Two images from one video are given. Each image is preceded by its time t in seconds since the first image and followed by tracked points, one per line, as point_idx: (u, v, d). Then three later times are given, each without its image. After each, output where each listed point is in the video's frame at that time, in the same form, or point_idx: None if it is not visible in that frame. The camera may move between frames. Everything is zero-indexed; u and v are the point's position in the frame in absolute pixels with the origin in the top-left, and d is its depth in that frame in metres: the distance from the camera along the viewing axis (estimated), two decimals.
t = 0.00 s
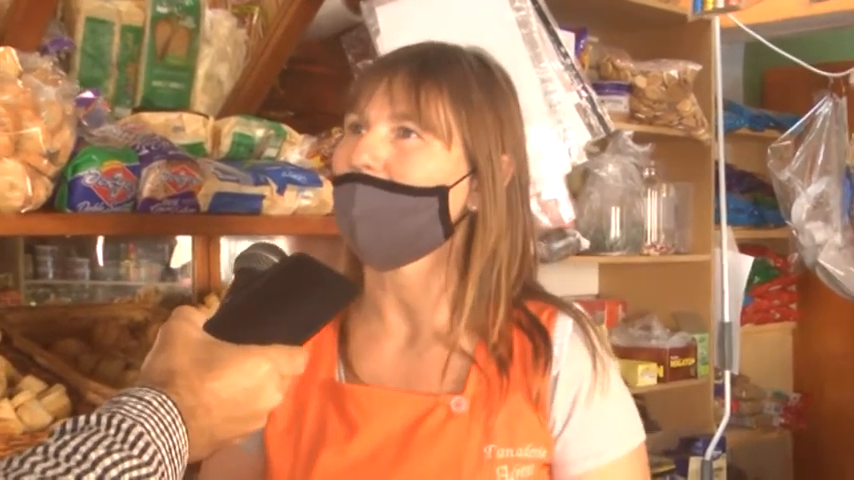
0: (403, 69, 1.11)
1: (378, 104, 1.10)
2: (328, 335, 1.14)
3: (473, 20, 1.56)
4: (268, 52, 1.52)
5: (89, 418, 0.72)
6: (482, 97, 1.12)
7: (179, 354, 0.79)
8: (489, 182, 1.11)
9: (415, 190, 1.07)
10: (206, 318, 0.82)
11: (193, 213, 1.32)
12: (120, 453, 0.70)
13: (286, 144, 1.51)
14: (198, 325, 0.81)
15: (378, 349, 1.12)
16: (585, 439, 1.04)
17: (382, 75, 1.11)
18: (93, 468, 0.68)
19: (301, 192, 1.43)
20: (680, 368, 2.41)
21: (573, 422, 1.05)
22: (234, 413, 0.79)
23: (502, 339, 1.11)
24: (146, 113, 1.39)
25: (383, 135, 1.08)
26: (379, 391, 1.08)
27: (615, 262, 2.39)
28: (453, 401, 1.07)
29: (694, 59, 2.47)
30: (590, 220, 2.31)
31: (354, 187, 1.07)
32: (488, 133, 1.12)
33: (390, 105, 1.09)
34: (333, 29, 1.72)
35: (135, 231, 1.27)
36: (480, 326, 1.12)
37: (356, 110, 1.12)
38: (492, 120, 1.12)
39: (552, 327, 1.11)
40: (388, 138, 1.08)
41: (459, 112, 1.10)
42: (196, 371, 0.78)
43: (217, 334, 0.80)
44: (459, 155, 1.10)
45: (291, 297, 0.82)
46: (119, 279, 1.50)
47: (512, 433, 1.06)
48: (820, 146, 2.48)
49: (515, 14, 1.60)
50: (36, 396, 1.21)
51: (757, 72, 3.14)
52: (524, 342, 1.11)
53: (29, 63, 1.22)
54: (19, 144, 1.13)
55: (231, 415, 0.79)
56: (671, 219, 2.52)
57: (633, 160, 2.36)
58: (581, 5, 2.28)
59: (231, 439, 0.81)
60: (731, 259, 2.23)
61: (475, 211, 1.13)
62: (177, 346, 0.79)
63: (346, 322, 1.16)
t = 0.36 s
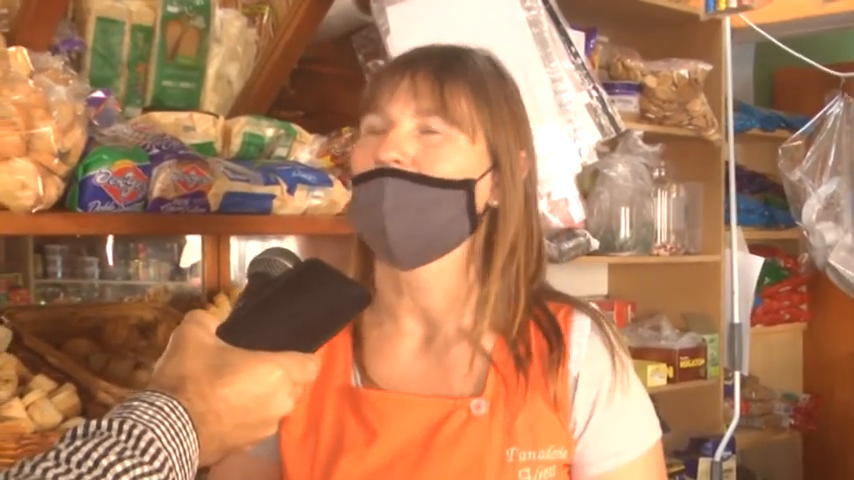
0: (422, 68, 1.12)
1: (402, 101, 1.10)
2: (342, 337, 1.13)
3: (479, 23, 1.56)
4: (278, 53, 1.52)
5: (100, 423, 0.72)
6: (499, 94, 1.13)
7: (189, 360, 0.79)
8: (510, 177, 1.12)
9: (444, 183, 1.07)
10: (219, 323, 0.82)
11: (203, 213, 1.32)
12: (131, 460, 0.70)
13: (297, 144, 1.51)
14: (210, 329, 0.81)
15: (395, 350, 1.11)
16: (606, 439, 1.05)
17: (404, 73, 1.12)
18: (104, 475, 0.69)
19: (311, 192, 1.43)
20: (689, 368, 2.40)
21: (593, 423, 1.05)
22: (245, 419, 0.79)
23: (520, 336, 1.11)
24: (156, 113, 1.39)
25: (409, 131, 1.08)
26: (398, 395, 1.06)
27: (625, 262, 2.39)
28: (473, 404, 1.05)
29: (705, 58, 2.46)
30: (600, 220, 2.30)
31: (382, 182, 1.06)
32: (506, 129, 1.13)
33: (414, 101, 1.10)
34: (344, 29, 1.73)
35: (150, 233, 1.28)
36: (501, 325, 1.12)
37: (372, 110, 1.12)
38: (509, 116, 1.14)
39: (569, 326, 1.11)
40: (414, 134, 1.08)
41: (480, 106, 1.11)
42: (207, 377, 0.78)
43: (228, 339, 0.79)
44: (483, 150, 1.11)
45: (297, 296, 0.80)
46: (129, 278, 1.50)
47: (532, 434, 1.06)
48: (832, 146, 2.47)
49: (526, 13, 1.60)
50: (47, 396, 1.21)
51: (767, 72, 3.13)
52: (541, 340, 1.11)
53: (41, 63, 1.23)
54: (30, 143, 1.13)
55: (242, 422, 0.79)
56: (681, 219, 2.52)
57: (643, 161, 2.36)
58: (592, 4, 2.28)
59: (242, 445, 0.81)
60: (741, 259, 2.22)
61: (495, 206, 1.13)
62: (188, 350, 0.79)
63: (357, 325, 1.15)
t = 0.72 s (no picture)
0: (440, 65, 1.11)
1: (437, 96, 1.09)
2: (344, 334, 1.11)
3: (478, 22, 1.55)
4: (281, 50, 1.53)
5: (105, 421, 0.68)
6: (522, 99, 1.13)
7: (195, 360, 0.75)
8: (528, 178, 1.12)
9: (476, 182, 1.06)
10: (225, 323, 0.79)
11: (206, 210, 1.32)
12: (138, 457, 0.66)
13: (300, 141, 1.51)
14: (214, 329, 0.77)
15: (398, 342, 1.10)
16: (607, 434, 1.03)
17: (436, 69, 1.11)
18: (111, 473, 0.65)
19: (315, 189, 1.43)
20: (693, 365, 2.40)
21: (594, 418, 1.03)
22: (250, 419, 0.75)
23: (525, 329, 1.10)
24: (160, 110, 1.39)
25: (442, 127, 1.07)
26: (400, 385, 1.05)
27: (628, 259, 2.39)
28: (476, 394, 1.04)
29: (708, 55, 2.46)
30: (603, 219, 2.29)
31: (421, 176, 1.04)
32: (526, 133, 1.13)
33: (451, 97, 1.08)
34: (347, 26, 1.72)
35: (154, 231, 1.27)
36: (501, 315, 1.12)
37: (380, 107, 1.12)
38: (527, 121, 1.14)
39: (572, 320, 1.09)
40: (447, 131, 1.07)
41: (506, 104, 1.10)
42: (213, 377, 0.74)
43: (234, 336, 0.77)
44: (506, 152, 1.11)
45: (303, 296, 0.81)
46: (132, 276, 1.50)
47: (534, 427, 1.04)
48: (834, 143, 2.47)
49: (530, 11, 1.60)
50: (49, 393, 1.22)
51: (771, 69, 3.13)
52: (543, 332, 1.09)
53: (43, 60, 1.22)
54: (32, 141, 1.13)
55: (248, 421, 0.75)
56: (685, 216, 2.52)
57: (646, 158, 2.36)
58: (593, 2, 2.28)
59: (245, 444, 0.78)
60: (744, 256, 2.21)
61: (509, 207, 1.13)
62: (194, 351, 0.75)
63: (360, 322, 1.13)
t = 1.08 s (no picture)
0: (426, 68, 1.10)
1: (428, 94, 1.08)
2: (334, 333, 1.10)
3: (469, 20, 1.55)
4: (275, 49, 1.50)
5: (110, 415, 0.67)
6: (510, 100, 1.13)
7: (200, 358, 0.74)
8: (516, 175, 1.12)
9: (468, 179, 1.06)
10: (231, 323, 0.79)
11: (200, 210, 1.32)
12: (142, 450, 0.64)
13: (294, 140, 1.50)
14: (221, 328, 0.77)
15: (386, 339, 1.09)
16: (595, 428, 1.02)
17: (429, 67, 1.10)
18: (116, 464, 0.63)
19: (308, 188, 1.43)
20: (689, 361, 2.41)
21: (582, 413, 1.03)
22: (253, 416, 0.74)
23: (511, 324, 1.10)
24: (153, 110, 1.39)
25: (435, 125, 1.06)
26: (390, 382, 1.04)
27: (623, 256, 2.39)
28: (465, 390, 1.03)
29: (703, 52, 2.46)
30: (599, 215, 2.30)
31: (416, 174, 1.03)
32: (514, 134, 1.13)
33: (444, 95, 1.08)
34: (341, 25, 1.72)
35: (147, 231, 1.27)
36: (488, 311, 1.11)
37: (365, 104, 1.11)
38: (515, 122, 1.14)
39: (558, 316, 1.08)
40: (439, 128, 1.06)
41: (494, 105, 1.10)
42: (217, 373, 0.73)
43: (241, 336, 0.77)
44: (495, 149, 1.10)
45: (310, 299, 0.80)
46: (129, 275, 1.50)
47: (523, 422, 1.03)
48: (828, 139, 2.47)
49: (523, 9, 1.61)
50: (44, 394, 1.22)
51: (767, 66, 3.13)
52: (530, 329, 1.09)
53: (36, 60, 1.22)
54: (24, 141, 1.13)
55: (251, 418, 0.74)
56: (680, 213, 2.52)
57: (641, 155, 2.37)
58: None
59: (249, 442, 0.76)
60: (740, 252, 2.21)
61: (496, 204, 1.12)
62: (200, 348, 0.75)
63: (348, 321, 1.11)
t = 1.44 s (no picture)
0: (417, 73, 1.11)
1: (420, 98, 1.09)
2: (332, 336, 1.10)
3: (468, 23, 1.55)
4: (275, 49, 1.51)
5: (110, 410, 0.67)
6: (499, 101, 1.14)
7: (200, 353, 0.74)
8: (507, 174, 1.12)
9: (461, 183, 1.06)
10: (228, 317, 0.79)
11: (199, 212, 1.32)
12: (143, 443, 0.64)
13: (293, 143, 1.51)
14: (220, 324, 0.78)
15: (385, 342, 1.10)
16: (593, 426, 1.03)
17: (420, 70, 1.11)
18: (118, 457, 0.63)
19: (308, 191, 1.44)
20: (688, 364, 2.41)
21: (580, 411, 1.04)
22: (253, 410, 0.74)
23: (508, 324, 1.11)
24: (153, 113, 1.39)
25: (427, 129, 1.07)
26: (389, 385, 1.05)
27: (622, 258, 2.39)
28: (463, 392, 1.05)
29: (702, 56, 2.47)
30: (597, 218, 2.30)
31: (411, 180, 1.04)
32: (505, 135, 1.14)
33: (435, 99, 1.09)
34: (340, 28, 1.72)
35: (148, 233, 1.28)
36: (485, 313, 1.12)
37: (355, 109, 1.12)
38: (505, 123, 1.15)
39: (555, 316, 1.09)
40: (431, 132, 1.07)
41: (486, 107, 1.11)
42: (216, 368, 0.73)
43: (238, 331, 0.77)
44: (487, 151, 1.11)
45: (308, 300, 0.80)
46: (130, 278, 1.50)
47: (521, 422, 1.04)
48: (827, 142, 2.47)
49: (521, 12, 1.61)
50: (44, 396, 1.23)
51: (765, 68, 3.14)
52: (527, 329, 1.10)
53: (36, 63, 1.22)
54: (25, 144, 1.13)
55: (250, 412, 0.74)
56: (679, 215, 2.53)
57: (640, 157, 2.37)
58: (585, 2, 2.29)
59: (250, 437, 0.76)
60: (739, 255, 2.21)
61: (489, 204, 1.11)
62: (199, 343, 0.75)
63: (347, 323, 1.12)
